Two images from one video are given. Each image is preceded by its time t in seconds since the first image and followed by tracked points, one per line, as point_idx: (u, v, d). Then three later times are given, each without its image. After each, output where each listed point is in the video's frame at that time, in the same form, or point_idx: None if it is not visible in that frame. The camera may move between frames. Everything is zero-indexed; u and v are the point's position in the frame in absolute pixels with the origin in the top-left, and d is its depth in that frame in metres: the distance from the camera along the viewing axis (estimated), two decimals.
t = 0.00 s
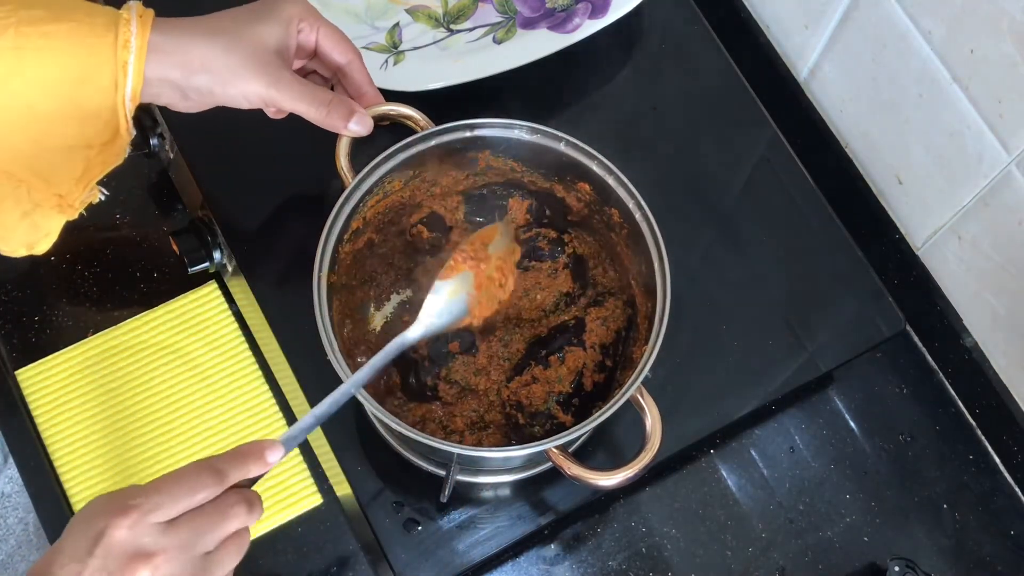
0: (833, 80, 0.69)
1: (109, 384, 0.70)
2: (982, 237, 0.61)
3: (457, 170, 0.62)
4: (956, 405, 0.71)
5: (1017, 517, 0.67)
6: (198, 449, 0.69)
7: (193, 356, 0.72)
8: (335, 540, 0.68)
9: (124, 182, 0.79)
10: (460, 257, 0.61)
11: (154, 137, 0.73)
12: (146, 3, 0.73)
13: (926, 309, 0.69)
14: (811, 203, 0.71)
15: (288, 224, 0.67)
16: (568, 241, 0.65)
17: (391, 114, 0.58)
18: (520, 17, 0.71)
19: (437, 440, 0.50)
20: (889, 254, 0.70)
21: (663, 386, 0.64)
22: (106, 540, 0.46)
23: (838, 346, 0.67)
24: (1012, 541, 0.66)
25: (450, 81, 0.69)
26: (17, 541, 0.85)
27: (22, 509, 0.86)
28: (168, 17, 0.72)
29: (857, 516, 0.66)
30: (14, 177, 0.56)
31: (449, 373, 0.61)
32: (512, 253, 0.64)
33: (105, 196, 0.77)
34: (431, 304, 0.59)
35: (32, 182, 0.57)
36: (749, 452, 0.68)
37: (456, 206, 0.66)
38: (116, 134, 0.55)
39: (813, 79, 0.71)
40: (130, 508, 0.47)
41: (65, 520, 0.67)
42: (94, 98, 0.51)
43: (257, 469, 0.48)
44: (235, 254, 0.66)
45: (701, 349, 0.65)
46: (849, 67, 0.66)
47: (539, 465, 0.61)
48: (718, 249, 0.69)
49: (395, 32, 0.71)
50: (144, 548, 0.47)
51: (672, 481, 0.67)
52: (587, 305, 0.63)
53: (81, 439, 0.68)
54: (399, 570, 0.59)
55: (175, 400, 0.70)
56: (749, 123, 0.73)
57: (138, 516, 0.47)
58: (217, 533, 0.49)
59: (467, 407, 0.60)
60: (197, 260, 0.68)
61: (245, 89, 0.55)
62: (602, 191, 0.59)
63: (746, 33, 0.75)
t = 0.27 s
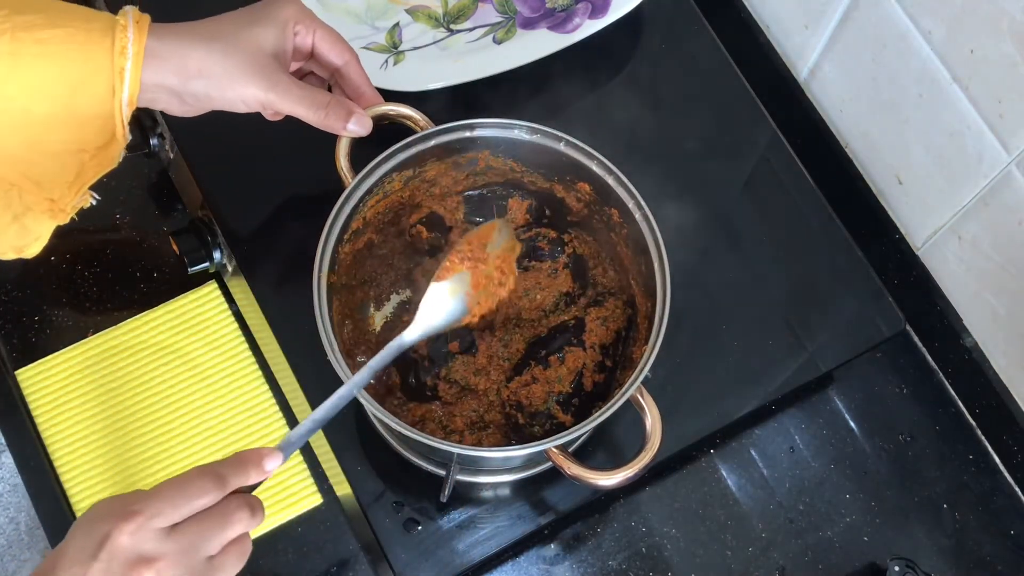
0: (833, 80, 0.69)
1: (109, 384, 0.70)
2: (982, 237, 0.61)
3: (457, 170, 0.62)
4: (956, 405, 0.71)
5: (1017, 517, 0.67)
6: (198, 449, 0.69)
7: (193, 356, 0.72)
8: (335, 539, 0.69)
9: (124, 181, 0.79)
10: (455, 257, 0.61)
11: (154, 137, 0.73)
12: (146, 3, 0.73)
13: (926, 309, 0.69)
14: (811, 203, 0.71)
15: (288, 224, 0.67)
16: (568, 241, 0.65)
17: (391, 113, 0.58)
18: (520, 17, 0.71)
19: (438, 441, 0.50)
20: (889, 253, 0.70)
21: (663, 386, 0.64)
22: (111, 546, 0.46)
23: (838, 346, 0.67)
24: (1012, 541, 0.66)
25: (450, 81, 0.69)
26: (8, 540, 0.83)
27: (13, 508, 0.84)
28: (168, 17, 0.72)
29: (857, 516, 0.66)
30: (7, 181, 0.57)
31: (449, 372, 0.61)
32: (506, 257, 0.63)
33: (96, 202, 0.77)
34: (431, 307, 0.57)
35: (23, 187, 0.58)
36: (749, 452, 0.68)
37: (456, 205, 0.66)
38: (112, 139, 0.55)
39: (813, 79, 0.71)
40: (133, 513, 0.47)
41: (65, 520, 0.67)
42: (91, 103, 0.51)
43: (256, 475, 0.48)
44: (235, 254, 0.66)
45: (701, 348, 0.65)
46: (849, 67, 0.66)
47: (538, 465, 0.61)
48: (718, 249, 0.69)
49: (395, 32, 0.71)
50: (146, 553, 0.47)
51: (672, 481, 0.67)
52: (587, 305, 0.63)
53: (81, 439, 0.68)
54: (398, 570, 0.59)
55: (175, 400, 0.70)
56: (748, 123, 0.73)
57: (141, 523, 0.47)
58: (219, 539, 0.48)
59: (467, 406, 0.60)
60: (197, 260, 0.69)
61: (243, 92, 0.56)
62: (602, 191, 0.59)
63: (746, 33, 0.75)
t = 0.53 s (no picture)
0: (833, 80, 0.69)
1: (109, 384, 0.70)
2: (982, 237, 0.61)
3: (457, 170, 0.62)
4: (956, 405, 0.71)
5: (1017, 517, 0.67)
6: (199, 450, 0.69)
7: (193, 356, 0.72)
8: (335, 539, 0.71)
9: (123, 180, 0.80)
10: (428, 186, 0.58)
11: (155, 138, 0.73)
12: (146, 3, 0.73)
13: (926, 309, 0.69)
14: (811, 203, 0.71)
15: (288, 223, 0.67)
16: (569, 240, 0.65)
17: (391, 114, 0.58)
18: (520, 17, 0.71)
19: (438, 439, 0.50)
20: (889, 253, 0.70)
21: (663, 386, 0.64)
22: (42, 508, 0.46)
23: (838, 346, 0.67)
24: (1012, 542, 0.66)
25: (449, 82, 0.69)
26: None
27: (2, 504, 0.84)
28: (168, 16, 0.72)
29: (857, 516, 0.66)
30: None
31: (449, 372, 0.60)
32: (449, 160, 0.57)
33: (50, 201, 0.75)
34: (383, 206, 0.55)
35: None
36: (749, 452, 0.68)
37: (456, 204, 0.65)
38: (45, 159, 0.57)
39: (813, 79, 0.71)
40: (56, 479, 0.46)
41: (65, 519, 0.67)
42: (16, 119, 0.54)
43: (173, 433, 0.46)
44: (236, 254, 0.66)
45: (701, 348, 0.65)
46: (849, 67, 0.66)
47: (538, 466, 0.61)
48: (718, 249, 0.69)
49: (395, 32, 0.71)
50: (69, 529, 0.46)
51: (672, 481, 0.67)
52: (587, 304, 0.63)
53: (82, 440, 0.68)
54: (398, 570, 0.59)
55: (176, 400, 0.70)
56: (748, 123, 0.73)
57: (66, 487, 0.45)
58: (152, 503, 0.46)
59: (467, 406, 0.60)
60: (198, 260, 0.69)
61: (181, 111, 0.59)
62: (602, 191, 0.59)
63: (747, 33, 0.75)
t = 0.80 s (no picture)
0: (833, 80, 0.69)
1: (109, 384, 0.70)
2: (983, 237, 0.61)
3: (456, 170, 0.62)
4: (956, 405, 0.71)
5: (1017, 517, 0.67)
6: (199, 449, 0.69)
7: (193, 357, 0.72)
8: (335, 539, 0.71)
9: (125, 181, 0.81)
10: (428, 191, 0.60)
11: (154, 138, 0.73)
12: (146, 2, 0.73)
13: (925, 309, 0.69)
14: (811, 203, 0.71)
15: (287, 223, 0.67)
16: (568, 240, 0.65)
17: (390, 114, 0.58)
18: (520, 17, 0.71)
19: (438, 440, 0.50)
20: (889, 254, 0.70)
21: (663, 386, 0.64)
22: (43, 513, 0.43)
23: (838, 346, 0.67)
24: (1012, 542, 0.66)
25: (449, 82, 0.69)
26: None
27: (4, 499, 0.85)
28: (168, 16, 0.72)
29: (857, 516, 0.66)
30: None
31: (449, 372, 0.60)
32: (467, 194, 0.62)
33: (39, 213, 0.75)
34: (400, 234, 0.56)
35: None
36: (749, 452, 0.68)
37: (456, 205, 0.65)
38: None
39: (813, 79, 0.71)
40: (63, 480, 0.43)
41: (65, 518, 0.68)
42: None
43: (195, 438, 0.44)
44: (236, 254, 0.66)
45: (701, 348, 0.65)
46: (849, 67, 0.66)
47: (538, 466, 0.61)
48: (718, 249, 0.69)
49: (395, 32, 0.71)
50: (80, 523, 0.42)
51: (672, 481, 0.67)
52: (587, 305, 0.63)
53: (81, 439, 0.69)
54: (398, 570, 0.59)
55: (175, 400, 0.70)
56: (748, 123, 0.73)
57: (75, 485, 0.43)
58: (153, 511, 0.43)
59: (467, 407, 0.60)
60: (198, 260, 0.69)
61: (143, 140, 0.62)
62: (601, 191, 0.59)
63: (747, 33, 0.75)
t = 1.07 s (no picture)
0: (833, 80, 0.69)
1: (108, 384, 0.71)
2: (982, 237, 0.61)
3: (456, 170, 0.62)
4: (956, 405, 0.70)
5: (1017, 517, 0.67)
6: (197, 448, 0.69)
7: (193, 356, 0.72)
8: (335, 539, 0.71)
9: (124, 181, 0.81)
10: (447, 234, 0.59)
11: (154, 138, 0.73)
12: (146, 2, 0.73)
13: (925, 309, 0.69)
14: (811, 204, 0.71)
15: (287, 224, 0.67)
16: (569, 241, 0.65)
17: (390, 114, 0.58)
18: (520, 17, 0.71)
19: (438, 440, 0.49)
20: (889, 254, 0.70)
21: (663, 386, 0.64)
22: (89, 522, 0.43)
23: (838, 346, 0.67)
24: (1012, 542, 0.66)
25: (449, 82, 0.69)
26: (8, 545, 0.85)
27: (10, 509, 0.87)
28: (168, 16, 0.72)
29: (857, 516, 0.66)
30: None
31: (449, 373, 0.60)
32: (496, 250, 0.60)
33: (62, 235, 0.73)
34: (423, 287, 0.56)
35: None
36: (749, 452, 0.68)
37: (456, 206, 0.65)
38: None
39: (813, 79, 0.71)
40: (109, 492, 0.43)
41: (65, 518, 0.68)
42: None
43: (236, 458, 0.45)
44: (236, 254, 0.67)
45: (701, 348, 0.65)
46: (849, 67, 0.66)
47: (537, 466, 0.61)
48: (718, 249, 0.69)
49: (395, 32, 0.71)
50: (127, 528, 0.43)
51: (672, 481, 0.67)
52: (587, 305, 0.63)
53: (80, 439, 0.69)
54: (398, 570, 0.59)
55: (175, 400, 0.70)
56: (748, 123, 0.73)
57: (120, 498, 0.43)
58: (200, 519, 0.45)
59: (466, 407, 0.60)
60: (198, 261, 0.69)
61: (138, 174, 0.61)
62: (601, 192, 0.59)
63: (747, 33, 0.75)
